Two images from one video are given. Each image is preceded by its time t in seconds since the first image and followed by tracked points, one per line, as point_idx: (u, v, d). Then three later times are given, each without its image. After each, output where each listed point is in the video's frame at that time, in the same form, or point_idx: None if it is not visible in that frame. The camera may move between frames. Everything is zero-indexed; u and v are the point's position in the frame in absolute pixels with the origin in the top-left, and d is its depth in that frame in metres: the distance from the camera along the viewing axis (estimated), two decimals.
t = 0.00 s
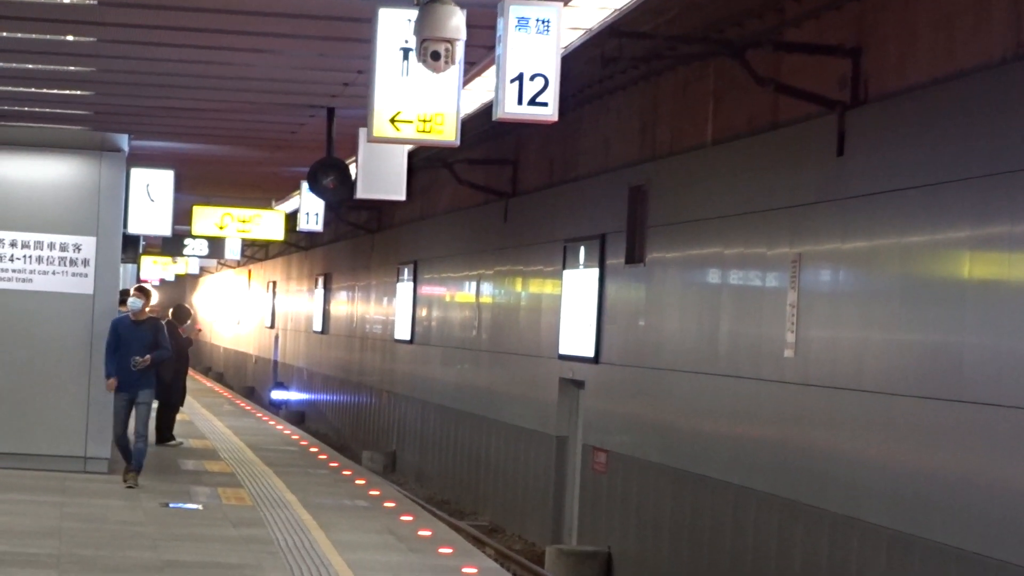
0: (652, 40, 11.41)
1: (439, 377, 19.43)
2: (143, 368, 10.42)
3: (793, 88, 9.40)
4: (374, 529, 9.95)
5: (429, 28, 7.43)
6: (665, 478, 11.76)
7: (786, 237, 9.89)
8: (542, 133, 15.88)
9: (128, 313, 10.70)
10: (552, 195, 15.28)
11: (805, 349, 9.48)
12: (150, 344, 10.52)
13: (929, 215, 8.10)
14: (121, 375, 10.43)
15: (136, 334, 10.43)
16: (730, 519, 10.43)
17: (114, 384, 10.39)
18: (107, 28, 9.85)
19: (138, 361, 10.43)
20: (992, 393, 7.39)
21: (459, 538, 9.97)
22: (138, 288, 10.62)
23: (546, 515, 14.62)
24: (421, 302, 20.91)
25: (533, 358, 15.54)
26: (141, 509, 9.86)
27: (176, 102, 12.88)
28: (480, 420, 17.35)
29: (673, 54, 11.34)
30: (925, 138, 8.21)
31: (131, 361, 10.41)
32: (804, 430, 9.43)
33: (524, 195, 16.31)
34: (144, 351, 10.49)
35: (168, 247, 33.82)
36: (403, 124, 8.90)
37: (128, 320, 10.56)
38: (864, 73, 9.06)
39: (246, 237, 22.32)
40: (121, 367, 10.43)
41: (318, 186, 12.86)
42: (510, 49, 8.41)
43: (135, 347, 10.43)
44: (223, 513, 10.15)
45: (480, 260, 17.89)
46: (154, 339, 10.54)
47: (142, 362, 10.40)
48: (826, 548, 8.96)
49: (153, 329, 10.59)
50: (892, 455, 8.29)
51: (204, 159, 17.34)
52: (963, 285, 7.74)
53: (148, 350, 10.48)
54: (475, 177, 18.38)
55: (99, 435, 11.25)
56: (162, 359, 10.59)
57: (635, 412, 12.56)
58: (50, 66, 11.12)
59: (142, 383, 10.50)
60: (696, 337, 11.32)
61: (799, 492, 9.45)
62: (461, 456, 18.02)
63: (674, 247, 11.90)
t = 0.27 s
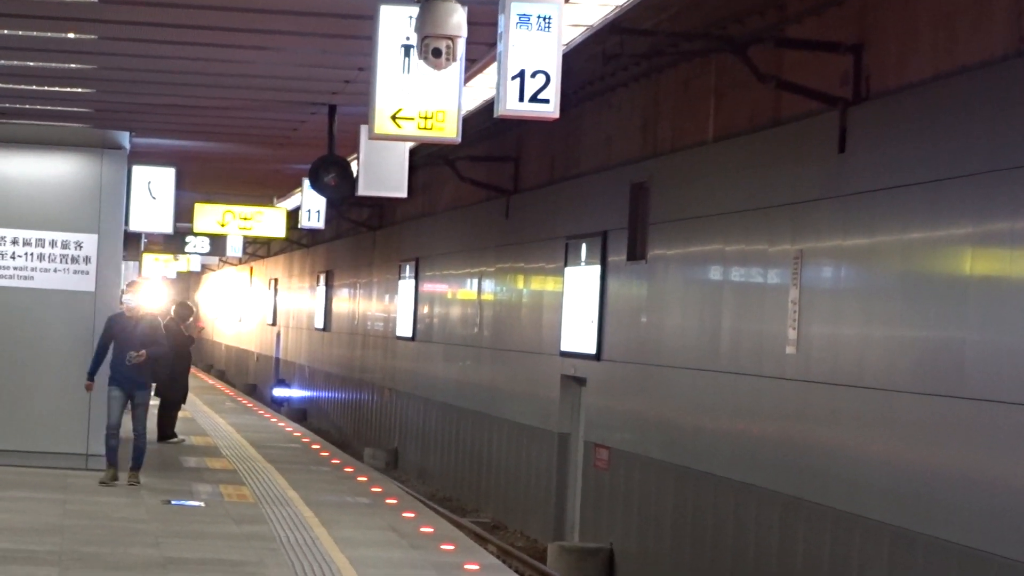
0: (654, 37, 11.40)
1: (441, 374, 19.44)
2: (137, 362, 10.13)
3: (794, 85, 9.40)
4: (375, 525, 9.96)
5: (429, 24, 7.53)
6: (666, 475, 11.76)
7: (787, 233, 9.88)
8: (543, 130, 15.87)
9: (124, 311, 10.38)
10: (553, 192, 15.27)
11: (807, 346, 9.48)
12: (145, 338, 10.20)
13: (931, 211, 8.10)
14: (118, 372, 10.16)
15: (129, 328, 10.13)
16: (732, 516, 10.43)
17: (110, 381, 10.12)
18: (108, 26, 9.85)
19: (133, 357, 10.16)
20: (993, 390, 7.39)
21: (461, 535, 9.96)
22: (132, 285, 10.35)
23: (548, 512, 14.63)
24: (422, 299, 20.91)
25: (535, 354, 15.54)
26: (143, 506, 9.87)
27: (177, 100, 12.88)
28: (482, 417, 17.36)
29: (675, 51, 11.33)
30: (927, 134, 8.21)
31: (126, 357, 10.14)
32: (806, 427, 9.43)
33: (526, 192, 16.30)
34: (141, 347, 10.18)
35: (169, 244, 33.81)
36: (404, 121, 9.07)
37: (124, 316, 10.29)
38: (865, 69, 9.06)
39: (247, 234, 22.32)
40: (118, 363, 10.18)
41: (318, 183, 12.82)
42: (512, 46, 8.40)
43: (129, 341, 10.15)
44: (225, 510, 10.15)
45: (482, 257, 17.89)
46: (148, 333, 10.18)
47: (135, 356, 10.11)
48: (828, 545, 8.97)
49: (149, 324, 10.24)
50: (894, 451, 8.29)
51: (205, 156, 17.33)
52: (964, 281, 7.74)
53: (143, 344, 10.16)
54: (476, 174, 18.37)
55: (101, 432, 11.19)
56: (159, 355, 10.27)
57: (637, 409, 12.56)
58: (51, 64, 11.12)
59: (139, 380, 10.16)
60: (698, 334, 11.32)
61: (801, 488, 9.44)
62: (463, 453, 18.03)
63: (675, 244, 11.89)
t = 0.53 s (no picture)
0: (655, 35, 11.39)
1: (442, 371, 19.44)
2: (127, 359, 10.00)
3: (795, 82, 9.39)
4: (376, 523, 9.96)
5: (432, 21, 7.50)
6: (667, 472, 11.76)
7: (788, 231, 9.88)
8: (544, 127, 15.86)
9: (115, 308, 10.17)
10: (554, 189, 15.26)
11: (808, 344, 9.47)
12: (135, 335, 10.08)
13: (932, 209, 8.09)
14: (106, 368, 10.03)
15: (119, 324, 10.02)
16: (733, 512, 10.44)
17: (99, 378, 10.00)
18: (108, 23, 9.85)
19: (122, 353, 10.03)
20: (994, 387, 7.39)
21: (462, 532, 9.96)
22: (120, 281, 10.13)
23: (549, 509, 14.64)
24: (423, 296, 20.91)
25: (536, 352, 15.54)
26: (144, 503, 9.87)
27: (178, 97, 12.87)
28: (483, 414, 17.36)
29: (677, 48, 11.33)
30: (927, 133, 8.20)
31: (115, 353, 10.01)
32: (806, 424, 9.43)
33: (527, 189, 16.30)
34: (130, 344, 10.06)
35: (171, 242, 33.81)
36: (406, 118, 9.06)
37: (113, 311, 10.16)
38: (867, 67, 9.05)
39: (248, 231, 22.32)
40: (107, 359, 10.04)
41: (320, 179, 12.80)
42: (512, 43, 8.40)
43: (118, 337, 10.03)
44: (226, 507, 10.16)
45: (483, 255, 17.89)
46: (138, 330, 10.06)
47: (124, 353, 9.98)
48: (829, 542, 8.97)
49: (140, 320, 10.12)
50: (895, 448, 8.29)
51: (206, 154, 17.32)
52: (965, 279, 7.73)
53: (132, 340, 10.04)
54: (478, 171, 18.37)
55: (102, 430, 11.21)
56: (149, 351, 10.15)
57: (637, 406, 12.57)
58: (52, 61, 11.11)
59: (126, 376, 10.05)
60: (699, 331, 11.32)
61: (801, 486, 9.44)
62: (464, 450, 18.03)
63: (677, 241, 11.89)
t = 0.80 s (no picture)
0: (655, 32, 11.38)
1: (442, 368, 19.44)
2: (126, 357, 9.64)
3: (795, 79, 9.38)
4: (376, 520, 9.96)
5: (432, 18, 7.55)
6: (668, 469, 11.76)
7: (788, 228, 9.87)
8: (544, 124, 15.85)
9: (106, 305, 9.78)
10: (555, 187, 15.26)
11: (809, 340, 9.47)
12: (132, 333, 9.73)
13: (932, 206, 8.09)
14: (102, 366, 9.60)
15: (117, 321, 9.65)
16: (733, 510, 10.43)
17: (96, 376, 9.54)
18: (107, 20, 9.83)
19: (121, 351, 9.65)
20: (994, 384, 7.38)
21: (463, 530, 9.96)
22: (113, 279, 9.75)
23: (549, 506, 14.63)
24: (424, 294, 20.90)
25: (536, 349, 15.53)
26: (144, 501, 9.87)
27: (178, 94, 12.86)
28: (483, 412, 17.36)
29: (677, 45, 11.31)
30: (928, 129, 8.20)
31: (113, 351, 9.62)
32: (807, 421, 9.42)
33: (527, 187, 16.29)
34: (126, 342, 9.70)
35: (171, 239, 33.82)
36: (405, 115, 9.03)
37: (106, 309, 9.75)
38: (867, 64, 9.04)
39: (249, 229, 22.31)
40: (102, 358, 9.61)
41: (320, 177, 12.81)
42: (512, 40, 8.43)
43: (116, 335, 9.63)
44: (227, 505, 10.16)
45: (483, 252, 17.88)
46: (136, 327, 9.74)
47: (124, 350, 9.62)
48: (829, 539, 8.96)
49: (135, 318, 9.78)
50: (895, 446, 8.29)
51: (206, 151, 17.31)
52: (965, 276, 7.73)
53: (131, 338, 9.70)
54: (478, 168, 18.35)
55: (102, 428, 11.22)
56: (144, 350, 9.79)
57: (638, 403, 12.56)
58: (53, 58, 11.10)
59: (123, 375, 9.65)
60: (699, 328, 11.31)
61: (802, 483, 9.44)
62: (464, 447, 18.03)
63: (677, 238, 11.88)
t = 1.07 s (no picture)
0: (656, 28, 11.36)
1: (444, 364, 19.44)
2: (116, 356, 9.47)
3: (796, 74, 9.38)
4: (378, 517, 9.96)
5: (433, 14, 7.57)
6: (670, 466, 11.76)
7: (790, 223, 9.86)
8: (546, 120, 15.84)
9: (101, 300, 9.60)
10: (556, 183, 15.25)
11: (810, 336, 9.46)
12: (123, 331, 9.54)
13: (934, 200, 8.07)
14: (93, 365, 9.46)
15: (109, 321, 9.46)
16: (736, 506, 10.43)
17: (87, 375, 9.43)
18: (108, 17, 9.83)
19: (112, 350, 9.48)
20: (996, 379, 7.38)
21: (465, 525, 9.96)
22: (112, 273, 9.57)
23: (552, 503, 14.63)
24: (426, 290, 20.90)
25: (538, 345, 15.53)
26: (147, 497, 9.87)
27: (180, 91, 12.86)
28: (485, 408, 17.35)
29: (678, 41, 11.30)
30: (930, 124, 8.19)
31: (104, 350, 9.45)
32: (809, 417, 9.41)
33: (529, 183, 16.28)
34: (119, 339, 9.52)
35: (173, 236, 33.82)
36: (407, 111, 9.01)
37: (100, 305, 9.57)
38: (868, 59, 9.03)
39: (250, 225, 22.31)
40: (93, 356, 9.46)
41: (322, 174, 12.83)
42: (515, 35, 8.46)
43: (108, 334, 9.46)
44: (229, 501, 10.17)
45: (485, 248, 17.87)
46: (129, 325, 9.54)
47: (115, 350, 9.45)
48: (832, 535, 8.96)
49: (128, 316, 9.57)
50: (897, 441, 8.28)
51: (208, 148, 17.30)
52: (967, 271, 7.72)
53: (122, 336, 9.51)
54: (480, 164, 18.34)
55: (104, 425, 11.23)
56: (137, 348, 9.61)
57: (640, 399, 12.55)
58: (54, 55, 11.10)
59: (114, 373, 9.51)
60: (701, 324, 11.30)
61: (804, 479, 9.43)
62: (467, 443, 18.03)
63: (678, 234, 11.87)
